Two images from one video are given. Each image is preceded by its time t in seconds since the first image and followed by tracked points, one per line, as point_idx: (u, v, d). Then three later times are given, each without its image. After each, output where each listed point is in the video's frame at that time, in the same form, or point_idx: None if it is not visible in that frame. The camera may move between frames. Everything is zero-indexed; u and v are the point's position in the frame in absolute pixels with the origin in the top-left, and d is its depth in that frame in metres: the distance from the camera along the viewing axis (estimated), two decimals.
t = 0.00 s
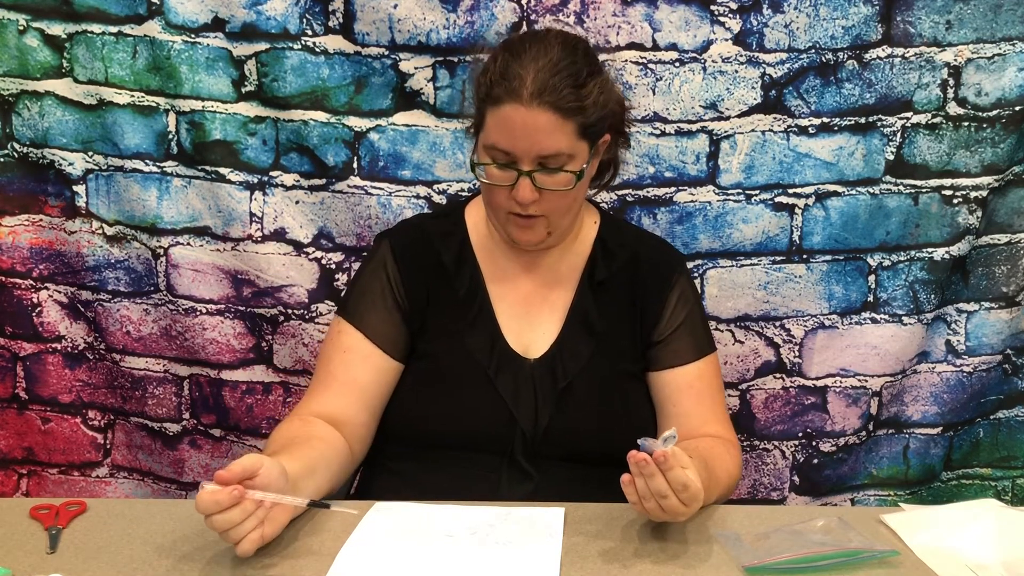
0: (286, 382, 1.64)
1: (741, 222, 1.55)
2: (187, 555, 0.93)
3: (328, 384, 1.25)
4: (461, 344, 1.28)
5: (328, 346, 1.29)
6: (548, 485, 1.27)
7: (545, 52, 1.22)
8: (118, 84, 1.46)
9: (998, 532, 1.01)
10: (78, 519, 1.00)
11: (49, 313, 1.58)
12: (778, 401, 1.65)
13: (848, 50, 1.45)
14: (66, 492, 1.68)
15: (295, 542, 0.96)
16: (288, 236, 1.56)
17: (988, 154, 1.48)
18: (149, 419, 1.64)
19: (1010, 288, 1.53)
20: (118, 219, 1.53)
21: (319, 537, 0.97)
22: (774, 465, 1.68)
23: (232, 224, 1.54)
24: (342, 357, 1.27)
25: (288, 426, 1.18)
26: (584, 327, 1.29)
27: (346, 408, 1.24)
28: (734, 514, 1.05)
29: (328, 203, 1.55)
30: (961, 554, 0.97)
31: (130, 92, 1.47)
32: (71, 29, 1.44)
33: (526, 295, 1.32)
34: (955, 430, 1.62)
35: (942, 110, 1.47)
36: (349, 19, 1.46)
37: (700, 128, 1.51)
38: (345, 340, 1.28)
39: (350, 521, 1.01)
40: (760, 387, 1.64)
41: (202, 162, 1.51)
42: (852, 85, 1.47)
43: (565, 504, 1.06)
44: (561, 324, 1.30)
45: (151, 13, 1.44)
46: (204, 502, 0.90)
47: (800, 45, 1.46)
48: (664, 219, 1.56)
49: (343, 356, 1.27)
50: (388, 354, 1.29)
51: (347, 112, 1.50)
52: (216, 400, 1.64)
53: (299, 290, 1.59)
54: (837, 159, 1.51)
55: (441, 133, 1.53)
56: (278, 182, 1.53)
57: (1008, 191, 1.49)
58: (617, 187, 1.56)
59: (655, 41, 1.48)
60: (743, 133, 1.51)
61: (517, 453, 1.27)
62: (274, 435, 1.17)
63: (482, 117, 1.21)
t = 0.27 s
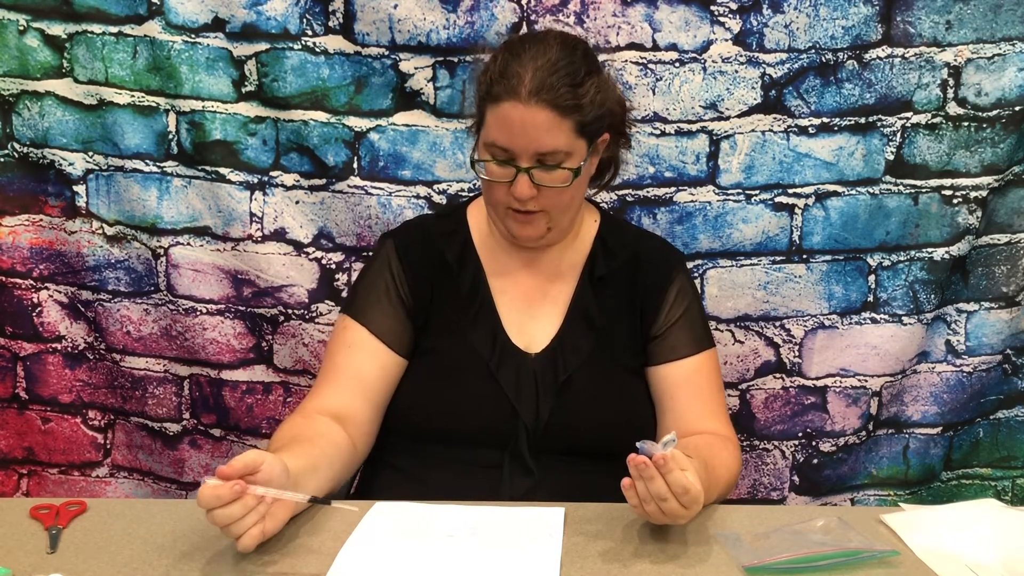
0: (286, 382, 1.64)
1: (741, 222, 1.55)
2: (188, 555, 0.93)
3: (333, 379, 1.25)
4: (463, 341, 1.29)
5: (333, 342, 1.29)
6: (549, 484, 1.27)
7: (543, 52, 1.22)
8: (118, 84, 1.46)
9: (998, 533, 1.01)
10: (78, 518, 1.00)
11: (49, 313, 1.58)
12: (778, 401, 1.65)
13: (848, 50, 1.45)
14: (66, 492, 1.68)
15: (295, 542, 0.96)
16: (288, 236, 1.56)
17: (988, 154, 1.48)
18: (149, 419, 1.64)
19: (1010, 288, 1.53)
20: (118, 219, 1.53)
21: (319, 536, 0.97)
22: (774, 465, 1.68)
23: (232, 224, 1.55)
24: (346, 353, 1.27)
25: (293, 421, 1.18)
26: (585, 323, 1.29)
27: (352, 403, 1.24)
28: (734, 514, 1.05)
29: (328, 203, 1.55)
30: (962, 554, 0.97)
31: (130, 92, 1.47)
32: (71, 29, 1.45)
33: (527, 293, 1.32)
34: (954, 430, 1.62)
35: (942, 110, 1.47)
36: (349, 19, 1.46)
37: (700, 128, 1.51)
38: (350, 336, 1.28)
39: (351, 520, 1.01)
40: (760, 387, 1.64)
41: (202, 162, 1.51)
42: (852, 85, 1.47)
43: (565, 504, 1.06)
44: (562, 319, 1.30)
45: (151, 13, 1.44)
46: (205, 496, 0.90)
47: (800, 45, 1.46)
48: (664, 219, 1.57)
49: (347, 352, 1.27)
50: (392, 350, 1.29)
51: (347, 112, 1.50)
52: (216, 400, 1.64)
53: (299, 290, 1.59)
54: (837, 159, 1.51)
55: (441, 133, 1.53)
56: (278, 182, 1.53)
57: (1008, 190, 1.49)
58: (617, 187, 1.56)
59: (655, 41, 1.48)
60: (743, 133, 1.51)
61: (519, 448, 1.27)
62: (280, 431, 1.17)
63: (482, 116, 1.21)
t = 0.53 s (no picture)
0: (286, 382, 1.64)
1: (741, 222, 1.55)
2: (188, 555, 0.93)
3: (334, 378, 1.26)
4: (462, 338, 1.29)
5: (335, 342, 1.30)
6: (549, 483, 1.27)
7: (547, 41, 1.23)
8: (118, 84, 1.46)
9: (998, 533, 1.01)
10: (79, 518, 1.00)
11: (49, 313, 1.58)
12: (778, 401, 1.65)
13: (848, 50, 1.45)
14: (66, 492, 1.68)
15: (295, 542, 0.96)
16: (288, 236, 1.56)
17: (988, 154, 1.48)
18: (149, 419, 1.64)
19: (1010, 288, 1.53)
20: (118, 219, 1.53)
21: (319, 536, 0.97)
22: (774, 465, 1.68)
23: (232, 224, 1.55)
24: (347, 352, 1.28)
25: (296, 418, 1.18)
26: (585, 321, 1.30)
27: (354, 401, 1.25)
28: (734, 514, 1.05)
29: (328, 203, 1.55)
30: (962, 554, 0.97)
31: (130, 92, 1.47)
32: (71, 29, 1.44)
33: (527, 290, 1.32)
34: (954, 430, 1.62)
35: (942, 110, 1.47)
36: (349, 19, 1.46)
37: (700, 128, 1.51)
38: (351, 336, 1.29)
39: (351, 521, 1.01)
40: (760, 387, 1.64)
41: (202, 162, 1.51)
42: (852, 85, 1.47)
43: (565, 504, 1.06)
44: (562, 315, 1.30)
45: (151, 13, 1.44)
46: (218, 477, 0.92)
47: (800, 45, 1.46)
48: (664, 219, 1.57)
49: (349, 351, 1.28)
50: (393, 348, 1.29)
51: (347, 112, 1.50)
52: (216, 400, 1.64)
53: (299, 291, 1.59)
54: (837, 159, 1.51)
55: (441, 133, 1.52)
56: (278, 182, 1.53)
57: (1008, 191, 1.49)
58: (617, 187, 1.56)
59: (655, 41, 1.48)
60: (743, 133, 1.51)
61: (518, 444, 1.27)
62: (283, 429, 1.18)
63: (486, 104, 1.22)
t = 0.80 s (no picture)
0: (286, 382, 1.64)
1: (741, 222, 1.55)
2: (188, 555, 0.93)
3: (334, 379, 1.26)
4: (460, 338, 1.29)
5: (333, 344, 1.30)
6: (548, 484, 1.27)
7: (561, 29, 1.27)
8: (118, 84, 1.46)
9: (998, 533, 1.01)
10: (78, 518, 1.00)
11: (49, 313, 1.58)
12: (778, 401, 1.65)
13: (848, 50, 1.45)
14: (66, 492, 1.68)
15: (295, 542, 0.96)
16: (288, 236, 1.56)
17: (988, 154, 1.48)
18: (149, 419, 1.64)
19: (1010, 288, 1.53)
20: (118, 219, 1.53)
21: (319, 536, 0.97)
22: (774, 465, 1.68)
23: (232, 224, 1.55)
24: (346, 353, 1.28)
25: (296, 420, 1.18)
26: (582, 321, 1.29)
27: (354, 403, 1.25)
28: (734, 515, 1.05)
29: (328, 203, 1.55)
30: (962, 555, 0.97)
31: (130, 92, 1.47)
32: (71, 29, 1.45)
33: (525, 289, 1.32)
34: (954, 430, 1.62)
35: (942, 110, 1.47)
36: (349, 19, 1.46)
37: (700, 128, 1.51)
38: (350, 337, 1.29)
39: (351, 521, 1.01)
40: (760, 387, 1.64)
41: (202, 162, 1.51)
42: (852, 85, 1.47)
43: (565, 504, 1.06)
44: (558, 318, 1.30)
45: (151, 13, 1.44)
46: (235, 470, 0.94)
47: (800, 45, 1.46)
48: (664, 219, 1.57)
49: (348, 352, 1.28)
50: (391, 349, 1.29)
51: (347, 112, 1.50)
52: (216, 400, 1.64)
53: (299, 290, 1.59)
54: (837, 159, 1.51)
55: (441, 133, 1.52)
56: (278, 182, 1.53)
57: (1008, 190, 1.49)
58: (617, 187, 1.56)
59: (655, 41, 1.48)
60: (743, 133, 1.51)
61: (515, 444, 1.27)
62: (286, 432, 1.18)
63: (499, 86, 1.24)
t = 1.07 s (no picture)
0: (286, 382, 1.64)
1: (741, 222, 1.55)
2: (188, 555, 0.93)
3: (332, 374, 1.26)
4: (459, 337, 1.28)
5: (333, 339, 1.30)
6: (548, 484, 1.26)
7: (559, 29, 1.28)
8: (118, 84, 1.46)
9: (997, 533, 1.01)
10: (78, 518, 1.00)
11: (49, 313, 1.58)
12: (778, 401, 1.65)
13: (848, 50, 1.45)
14: (66, 492, 1.68)
15: (296, 542, 0.96)
16: (288, 236, 1.56)
17: (988, 154, 1.48)
18: (149, 419, 1.64)
19: (1010, 288, 1.53)
20: (118, 219, 1.53)
21: (319, 536, 0.97)
22: (774, 465, 1.68)
23: (232, 224, 1.55)
24: (346, 349, 1.28)
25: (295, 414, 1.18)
26: (582, 321, 1.29)
27: (353, 399, 1.25)
28: (734, 514, 1.05)
29: (328, 203, 1.55)
30: (963, 555, 0.97)
31: (130, 92, 1.47)
32: (71, 29, 1.45)
33: (524, 289, 1.32)
34: (954, 430, 1.62)
35: (942, 110, 1.47)
36: (349, 19, 1.46)
37: (700, 128, 1.51)
38: (350, 333, 1.29)
39: (351, 521, 1.01)
40: (760, 386, 1.64)
41: (202, 162, 1.51)
42: (852, 85, 1.47)
43: (565, 504, 1.06)
44: (558, 318, 1.30)
45: (151, 13, 1.44)
46: (237, 450, 0.94)
47: (801, 45, 1.46)
48: (664, 219, 1.57)
49: (347, 348, 1.28)
50: (391, 346, 1.29)
51: (347, 112, 1.50)
52: (216, 400, 1.64)
53: (299, 290, 1.59)
54: (837, 159, 1.51)
55: (441, 133, 1.52)
56: (278, 182, 1.53)
57: (1008, 191, 1.49)
58: (617, 187, 1.56)
59: (655, 41, 1.48)
60: (743, 133, 1.51)
61: (514, 444, 1.27)
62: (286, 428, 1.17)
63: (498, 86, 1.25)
